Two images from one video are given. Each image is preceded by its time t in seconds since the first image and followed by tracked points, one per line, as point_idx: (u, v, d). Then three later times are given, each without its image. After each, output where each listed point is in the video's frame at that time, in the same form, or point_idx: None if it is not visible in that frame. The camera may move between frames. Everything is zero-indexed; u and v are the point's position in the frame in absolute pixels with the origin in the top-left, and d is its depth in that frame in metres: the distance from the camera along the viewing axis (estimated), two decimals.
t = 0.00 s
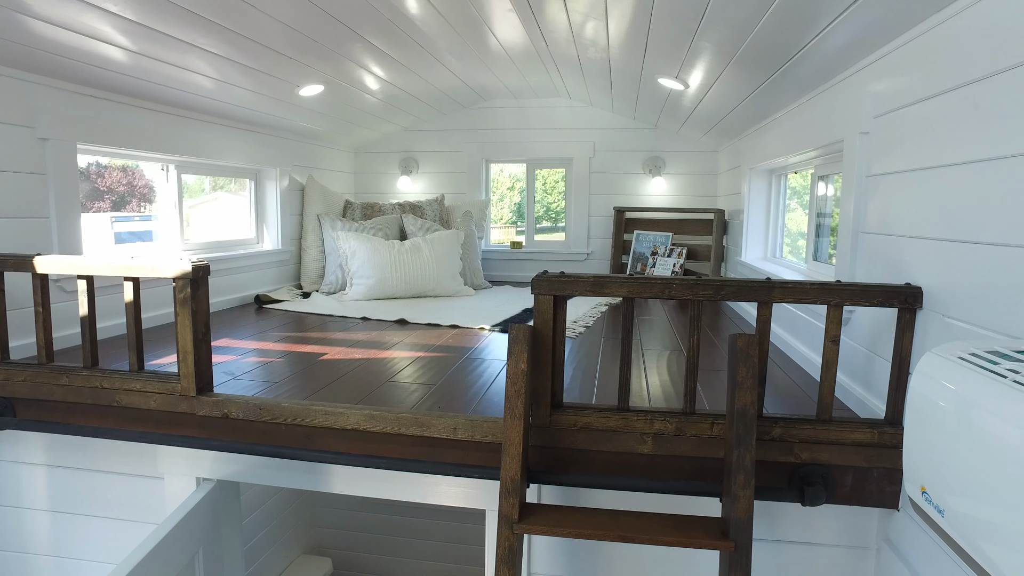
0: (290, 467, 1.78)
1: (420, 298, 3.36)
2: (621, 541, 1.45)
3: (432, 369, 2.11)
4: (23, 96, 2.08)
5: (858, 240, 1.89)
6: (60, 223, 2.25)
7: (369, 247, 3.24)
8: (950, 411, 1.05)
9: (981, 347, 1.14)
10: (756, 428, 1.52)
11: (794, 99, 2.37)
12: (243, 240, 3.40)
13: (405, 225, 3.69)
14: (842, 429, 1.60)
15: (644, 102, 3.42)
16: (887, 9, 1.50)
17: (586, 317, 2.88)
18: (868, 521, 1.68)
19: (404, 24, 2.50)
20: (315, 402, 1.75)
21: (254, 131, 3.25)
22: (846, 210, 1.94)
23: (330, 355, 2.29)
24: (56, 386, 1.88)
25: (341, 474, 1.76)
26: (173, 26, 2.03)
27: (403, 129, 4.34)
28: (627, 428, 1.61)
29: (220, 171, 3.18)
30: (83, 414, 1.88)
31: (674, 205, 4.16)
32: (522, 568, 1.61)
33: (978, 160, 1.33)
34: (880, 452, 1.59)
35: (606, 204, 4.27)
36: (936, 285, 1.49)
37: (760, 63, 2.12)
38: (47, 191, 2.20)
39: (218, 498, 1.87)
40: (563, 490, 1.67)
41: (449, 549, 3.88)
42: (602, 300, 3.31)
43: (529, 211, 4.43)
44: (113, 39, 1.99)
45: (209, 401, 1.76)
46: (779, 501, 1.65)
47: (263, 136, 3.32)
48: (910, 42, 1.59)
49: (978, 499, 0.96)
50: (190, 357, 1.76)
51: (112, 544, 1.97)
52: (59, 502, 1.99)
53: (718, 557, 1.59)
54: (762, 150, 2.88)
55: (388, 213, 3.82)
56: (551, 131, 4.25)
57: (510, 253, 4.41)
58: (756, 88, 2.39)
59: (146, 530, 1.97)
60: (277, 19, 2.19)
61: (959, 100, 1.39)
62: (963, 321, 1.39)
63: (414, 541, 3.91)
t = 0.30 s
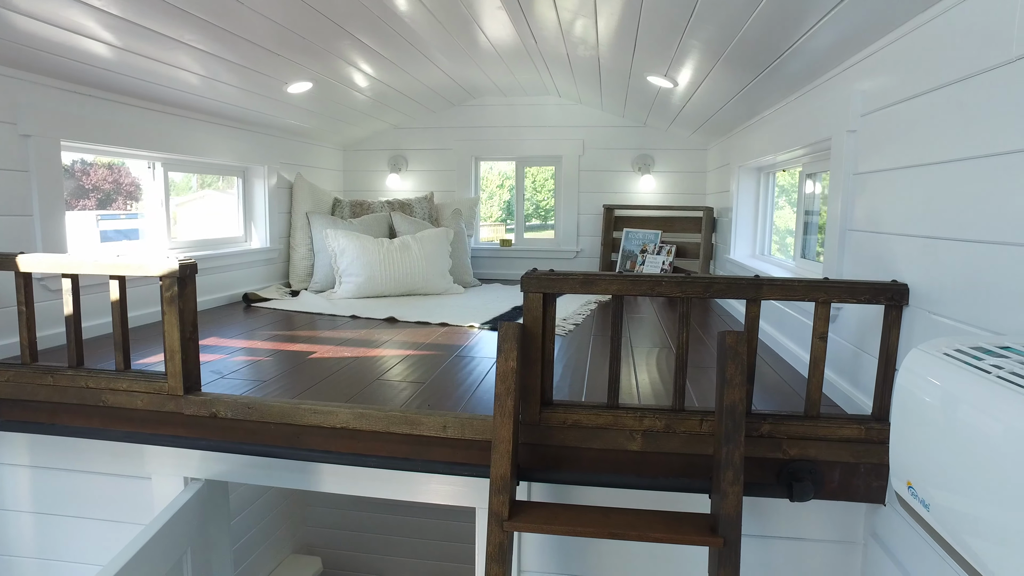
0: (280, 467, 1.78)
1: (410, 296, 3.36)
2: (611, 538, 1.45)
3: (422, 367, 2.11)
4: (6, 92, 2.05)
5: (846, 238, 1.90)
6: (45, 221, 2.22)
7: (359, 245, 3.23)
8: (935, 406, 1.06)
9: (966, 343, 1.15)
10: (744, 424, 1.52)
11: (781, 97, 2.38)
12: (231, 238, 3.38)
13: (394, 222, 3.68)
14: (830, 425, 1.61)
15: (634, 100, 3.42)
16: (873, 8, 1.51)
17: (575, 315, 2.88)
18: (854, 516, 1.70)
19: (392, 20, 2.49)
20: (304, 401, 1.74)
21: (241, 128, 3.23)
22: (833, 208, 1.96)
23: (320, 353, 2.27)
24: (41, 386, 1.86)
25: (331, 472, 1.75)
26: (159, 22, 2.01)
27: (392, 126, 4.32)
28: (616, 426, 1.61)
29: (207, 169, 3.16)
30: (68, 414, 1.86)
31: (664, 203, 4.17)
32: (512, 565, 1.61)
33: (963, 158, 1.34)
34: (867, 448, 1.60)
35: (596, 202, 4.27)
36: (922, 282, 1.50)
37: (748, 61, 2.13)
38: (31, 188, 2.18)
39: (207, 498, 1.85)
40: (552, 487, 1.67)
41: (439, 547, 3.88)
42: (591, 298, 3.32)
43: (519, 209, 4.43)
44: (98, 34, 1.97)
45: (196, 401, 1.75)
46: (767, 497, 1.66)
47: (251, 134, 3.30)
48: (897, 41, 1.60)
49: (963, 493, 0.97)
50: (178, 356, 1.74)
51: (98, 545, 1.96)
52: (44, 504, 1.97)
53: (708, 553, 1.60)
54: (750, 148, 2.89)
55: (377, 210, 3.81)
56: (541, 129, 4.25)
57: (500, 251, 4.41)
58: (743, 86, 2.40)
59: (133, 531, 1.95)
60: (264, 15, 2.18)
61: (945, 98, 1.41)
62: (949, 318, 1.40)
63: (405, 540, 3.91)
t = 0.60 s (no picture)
0: (270, 466, 1.77)
1: (401, 294, 3.35)
2: (602, 535, 1.45)
3: (413, 366, 2.10)
4: None
5: (835, 236, 1.91)
6: (30, 219, 2.20)
7: (349, 243, 3.22)
8: (922, 402, 1.07)
9: (952, 340, 1.16)
10: (734, 421, 1.53)
11: (771, 96, 2.40)
12: (220, 236, 3.36)
13: (385, 220, 3.67)
14: (819, 422, 1.62)
15: (624, 98, 3.43)
16: (862, 7, 1.52)
17: (566, 313, 2.89)
18: (843, 512, 1.71)
19: (382, 18, 2.48)
20: (294, 400, 1.73)
21: (231, 126, 3.21)
22: (822, 206, 1.97)
23: (310, 352, 2.27)
24: (27, 386, 1.84)
25: (322, 471, 1.75)
26: (146, 18, 1.99)
27: (382, 124, 4.31)
28: (607, 423, 1.62)
29: (196, 167, 3.14)
30: (55, 415, 1.85)
31: (654, 201, 4.18)
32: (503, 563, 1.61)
33: (949, 156, 1.35)
34: (856, 444, 1.61)
35: (586, 200, 4.28)
36: (909, 279, 1.51)
37: (737, 60, 2.14)
38: (16, 186, 2.16)
39: (197, 497, 1.84)
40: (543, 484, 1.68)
41: (431, 546, 3.88)
42: (582, 296, 3.33)
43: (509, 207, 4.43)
44: (84, 30, 1.95)
45: (186, 400, 1.74)
46: (756, 493, 1.67)
47: (240, 131, 3.28)
48: (885, 41, 1.61)
49: (949, 489, 0.98)
50: (167, 355, 1.73)
51: (86, 546, 1.94)
52: (30, 505, 1.95)
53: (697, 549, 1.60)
54: (740, 147, 2.90)
55: (367, 209, 3.80)
56: (532, 127, 4.25)
57: (490, 249, 4.41)
58: (733, 84, 2.41)
59: (121, 532, 1.94)
60: (253, 12, 2.16)
61: (932, 98, 1.42)
62: (936, 314, 1.41)
63: (396, 538, 3.91)
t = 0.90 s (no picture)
0: (261, 465, 1.76)
1: (392, 292, 3.35)
2: (593, 532, 1.46)
3: (403, 364, 2.10)
4: None
5: (824, 233, 1.92)
6: (15, 217, 2.18)
7: (339, 241, 3.21)
8: (909, 399, 1.08)
9: (939, 336, 1.17)
10: (724, 418, 1.54)
11: (760, 94, 2.40)
12: (209, 234, 3.34)
13: (375, 218, 3.66)
14: (808, 419, 1.63)
15: (615, 96, 3.43)
16: (850, 6, 1.53)
17: (557, 310, 2.89)
18: (832, 508, 1.72)
19: (372, 16, 2.47)
20: (284, 399, 1.73)
21: (220, 123, 3.19)
22: (812, 204, 1.98)
23: (300, 350, 2.26)
24: (14, 386, 1.83)
25: (312, 470, 1.74)
26: (133, 14, 1.98)
27: (373, 122, 4.30)
28: (598, 421, 1.62)
29: (184, 164, 3.12)
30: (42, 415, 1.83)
31: (644, 199, 4.19)
32: (494, 560, 1.61)
33: (936, 155, 1.36)
34: (845, 440, 1.63)
35: (577, 198, 4.28)
36: (897, 276, 1.52)
37: (727, 58, 2.14)
38: None
39: (186, 497, 1.83)
40: (534, 482, 1.68)
41: (422, 544, 3.88)
42: (573, 294, 3.33)
43: (500, 205, 4.43)
44: (69, 26, 1.93)
45: (175, 399, 1.73)
46: (746, 489, 1.68)
47: (229, 129, 3.26)
48: (873, 39, 1.62)
49: (936, 484, 0.99)
50: (155, 354, 1.72)
51: (74, 548, 1.93)
52: (17, 507, 1.93)
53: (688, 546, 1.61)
54: (730, 145, 2.91)
55: (358, 207, 3.79)
56: (523, 125, 4.25)
57: (481, 247, 4.40)
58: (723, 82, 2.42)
59: (110, 533, 1.93)
60: (242, 9, 2.15)
61: (919, 96, 1.43)
62: (922, 311, 1.43)
63: (387, 537, 3.91)
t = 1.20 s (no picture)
0: (250, 464, 1.75)
1: (381, 290, 3.34)
2: (583, 529, 1.46)
3: (393, 362, 2.09)
4: None
5: (811, 231, 1.94)
6: None
7: (328, 239, 3.19)
8: (895, 394, 1.09)
9: (925, 332, 1.18)
10: (713, 414, 1.55)
11: (748, 92, 2.41)
12: (196, 232, 3.32)
13: (364, 216, 3.65)
14: (796, 415, 1.64)
15: (604, 93, 3.43)
16: (837, 4, 1.54)
17: (547, 308, 2.89)
18: (819, 503, 1.74)
19: (360, 12, 2.46)
20: (273, 397, 1.72)
21: (207, 120, 3.16)
22: (799, 201, 1.99)
23: (289, 349, 2.25)
24: None
25: (302, 469, 1.73)
26: (117, 9, 1.95)
27: (362, 119, 4.28)
28: (588, 418, 1.63)
29: (170, 162, 3.09)
30: (26, 415, 1.81)
31: (633, 196, 4.20)
32: (484, 558, 1.61)
33: (922, 152, 1.37)
34: (832, 436, 1.64)
35: (566, 196, 4.29)
36: (884, 273, 1.53)
37: (715, 55, 2.15)
38: None
39: (173, 497, 1.82)
40: (524, 479, 1.68)
41: (412, 541, 3.88)
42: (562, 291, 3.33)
43: (489, 203, 4.43)
44: (52, 21, 1.91)
45: (162, 398, 1.72)
46: (735, 485, 1.69)
47: (216, 126, 3.23)
48: (860, 37, 1.63)
49: (921, 478, 1.00)
50: (142, 353, 1.70)
51: (60, 549, 1.91)
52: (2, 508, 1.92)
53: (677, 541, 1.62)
54: (718, 142, 2.92)
55: (346, 204, 3.78)
56: (512, 123, 4.25)
57: (470, 245, 4.40)
58: (711, 79, 2.43)
59: (96, 533, 1.91)
60: (229, 4, 2.13)
61: (905, 94, 1.44)
62: (908, 307, 1.44)
63: (377, 535, 3.90)
